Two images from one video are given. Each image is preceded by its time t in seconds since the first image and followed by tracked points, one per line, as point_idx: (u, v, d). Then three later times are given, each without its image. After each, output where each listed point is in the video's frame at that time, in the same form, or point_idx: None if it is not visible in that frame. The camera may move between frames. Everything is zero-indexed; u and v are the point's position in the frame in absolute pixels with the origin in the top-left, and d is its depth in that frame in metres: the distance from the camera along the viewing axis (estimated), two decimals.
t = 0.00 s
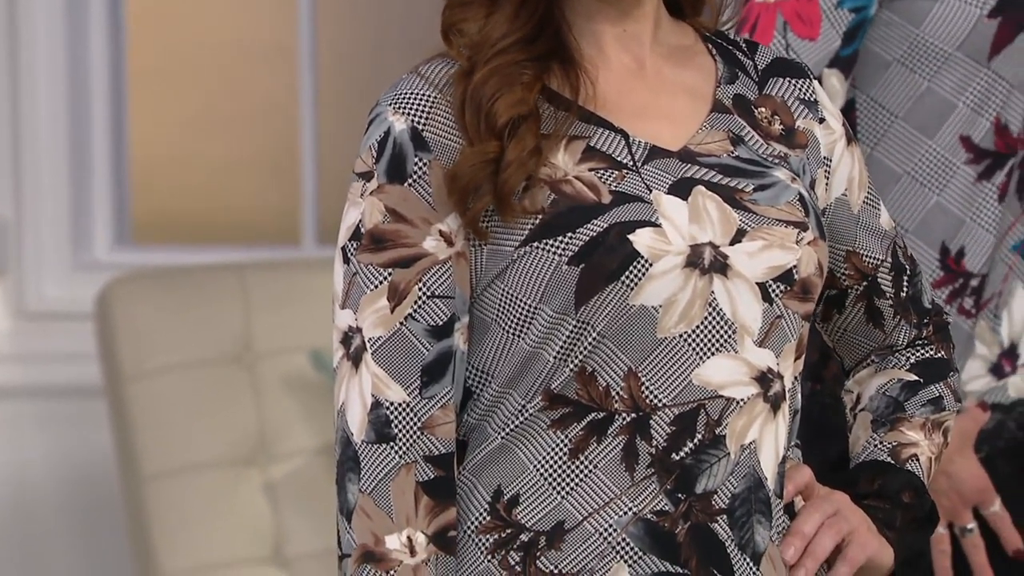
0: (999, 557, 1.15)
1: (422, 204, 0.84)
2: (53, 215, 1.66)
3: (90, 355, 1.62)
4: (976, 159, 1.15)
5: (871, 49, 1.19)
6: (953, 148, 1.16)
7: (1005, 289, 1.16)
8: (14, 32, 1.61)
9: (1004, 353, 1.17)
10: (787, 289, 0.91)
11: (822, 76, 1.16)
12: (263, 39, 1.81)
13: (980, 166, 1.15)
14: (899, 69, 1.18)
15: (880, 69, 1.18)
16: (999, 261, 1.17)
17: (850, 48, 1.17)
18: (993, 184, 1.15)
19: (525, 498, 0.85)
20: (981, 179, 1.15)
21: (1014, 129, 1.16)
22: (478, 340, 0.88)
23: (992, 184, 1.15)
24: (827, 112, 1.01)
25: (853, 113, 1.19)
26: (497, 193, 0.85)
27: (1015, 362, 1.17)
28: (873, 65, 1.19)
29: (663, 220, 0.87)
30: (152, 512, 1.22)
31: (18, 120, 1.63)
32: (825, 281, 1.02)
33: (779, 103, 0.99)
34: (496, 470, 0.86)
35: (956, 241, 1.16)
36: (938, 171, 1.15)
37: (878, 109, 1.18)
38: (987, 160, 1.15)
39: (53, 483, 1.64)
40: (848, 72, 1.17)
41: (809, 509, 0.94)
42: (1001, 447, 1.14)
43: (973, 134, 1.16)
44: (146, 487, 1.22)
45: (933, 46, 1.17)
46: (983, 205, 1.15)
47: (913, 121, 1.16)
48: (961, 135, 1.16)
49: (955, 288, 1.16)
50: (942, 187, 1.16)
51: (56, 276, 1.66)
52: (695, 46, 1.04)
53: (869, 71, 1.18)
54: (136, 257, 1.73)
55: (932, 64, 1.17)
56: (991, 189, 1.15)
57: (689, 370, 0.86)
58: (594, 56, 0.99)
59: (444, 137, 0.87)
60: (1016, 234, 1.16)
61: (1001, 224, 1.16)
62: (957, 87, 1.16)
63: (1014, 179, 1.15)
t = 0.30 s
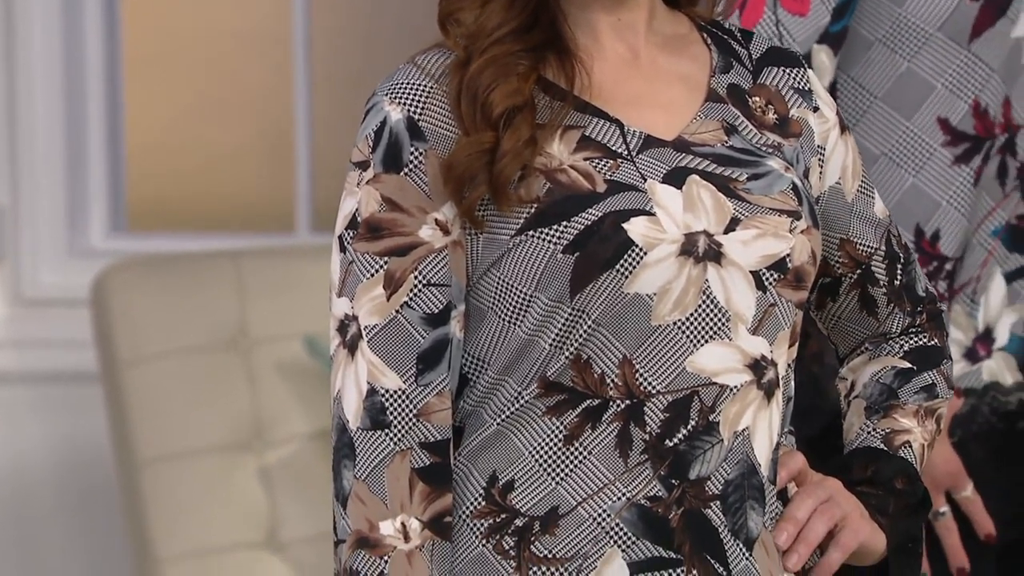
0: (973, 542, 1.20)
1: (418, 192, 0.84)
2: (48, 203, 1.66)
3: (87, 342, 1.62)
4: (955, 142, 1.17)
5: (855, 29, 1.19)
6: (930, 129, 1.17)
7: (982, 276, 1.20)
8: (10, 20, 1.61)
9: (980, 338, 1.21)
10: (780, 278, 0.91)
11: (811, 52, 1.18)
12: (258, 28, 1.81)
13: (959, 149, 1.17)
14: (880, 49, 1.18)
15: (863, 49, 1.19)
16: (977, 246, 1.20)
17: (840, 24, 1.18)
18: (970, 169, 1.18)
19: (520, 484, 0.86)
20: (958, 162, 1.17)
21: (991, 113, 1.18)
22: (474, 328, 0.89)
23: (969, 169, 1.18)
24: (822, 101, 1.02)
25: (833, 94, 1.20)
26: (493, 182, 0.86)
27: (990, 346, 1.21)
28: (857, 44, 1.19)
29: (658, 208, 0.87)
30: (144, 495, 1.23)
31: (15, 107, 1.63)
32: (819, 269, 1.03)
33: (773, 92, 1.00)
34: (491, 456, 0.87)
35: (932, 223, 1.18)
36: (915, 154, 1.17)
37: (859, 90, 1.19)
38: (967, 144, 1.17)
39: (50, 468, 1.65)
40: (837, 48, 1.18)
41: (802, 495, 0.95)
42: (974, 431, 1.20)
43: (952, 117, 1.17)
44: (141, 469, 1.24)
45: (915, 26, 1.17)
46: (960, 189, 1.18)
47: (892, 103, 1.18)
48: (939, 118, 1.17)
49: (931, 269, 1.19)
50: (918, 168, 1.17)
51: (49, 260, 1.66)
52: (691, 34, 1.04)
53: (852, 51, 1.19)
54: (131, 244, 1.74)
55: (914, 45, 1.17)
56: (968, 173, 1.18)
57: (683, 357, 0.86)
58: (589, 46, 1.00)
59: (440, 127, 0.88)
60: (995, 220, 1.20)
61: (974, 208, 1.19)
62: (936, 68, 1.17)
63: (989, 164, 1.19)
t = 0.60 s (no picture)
0: (939, 524, 1.21)
1: (410, 179, 0.85)
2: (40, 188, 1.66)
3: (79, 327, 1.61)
4: (916, 124, 1.18)
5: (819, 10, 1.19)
6: (893, 111, 1.18)
7: (952, 260, 1.19)
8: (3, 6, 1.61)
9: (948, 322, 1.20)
10: (769, 264, 0.92)
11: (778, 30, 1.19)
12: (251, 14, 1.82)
13: (920, 131, 1.18)
14: (845, 31, 1.19)
15: (828, 31, 1.19)
16: (948, 229, 1.20)
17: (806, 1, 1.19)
18: (931, 151, 1.18)
19: (512, 468, 0.87)
20: (919, 144, 1.18)
21: (954, 96, 1.18)
22: (467, 314, 0.90)
23: (930, 150, 1.18)
24: (810, 87, 1.03)
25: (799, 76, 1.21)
26: (484, 169, 0.86)
27: (961, 330, 1.20)
28: (822, 26, 1.20)
29: (648, 195, 0.88)
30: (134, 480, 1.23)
31: (7, 93, 1.63)
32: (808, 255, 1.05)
33: (762, 79, 1.01)
34: (483, 441, 0.88)
35: (895, 206, 1.19)
36: (876, 136, 1.18)
37: (825, 72, 1.20)
38: (927, 126, 1.18)
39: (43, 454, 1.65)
40: (803, 26, 1.19)
41: (791, 478, 0.96)
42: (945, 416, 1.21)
43: (913, 99, 1.18)
44: (133, 454, 1.24)
45: (879, 8, 1.18)
46: (921, 171, 1.18)
47: (856, 85, 1.19)
48: (902, 100, 1.18)
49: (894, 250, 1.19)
50: (880, 150, 1.19)
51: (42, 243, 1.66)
52: (678, 21, 1.05)
53: (817, 33, 1.20)
54: (123, 231, 1.74)
55: (876, 26, 1.18)
56: (928, 155, 1.18)
57: (674, 343, 0.87)
58: (579, 34, 1.00)
59: (432, 114, 0.88)
60: (966, 203, 1.19)
61: (940, 191, 1.19)
62: (899, 50, 1.18)
63: (953, 146, 1.18)
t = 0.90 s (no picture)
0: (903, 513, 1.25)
1: (399, 162, 0.85)
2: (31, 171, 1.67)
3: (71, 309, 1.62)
4: (880, 111, 1.27)
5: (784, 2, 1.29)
6: (854, 98, 1.27)
7: (918, 244, 1.27)
8: None
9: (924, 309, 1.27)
10: (757, 247, 0.93)
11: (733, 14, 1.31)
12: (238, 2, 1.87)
13: (881, 118, 1.27)
14: (808, 22, 1.28)
15: (794, 22, 1.28)
16: (914, 215, 1.27)
17: None
18: (893, 138, 1.26)
19: (500, 451, 0.86)
20: (881, 131, 1.26)
21: (915, 84, 1.27)
22: (456, 297, 0.89)
23: (892, 138, 1.26)
24: (796, 71, 1.04)
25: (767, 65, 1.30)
26: (473, 153, 0.87)
27: (930, 315, 1.27)
28: (788, 17, 1.29)
29: (636, 177, 0.89)
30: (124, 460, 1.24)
31: None
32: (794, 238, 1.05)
33: (748, 63, 1.01)
34: (473, 423, 0.88)
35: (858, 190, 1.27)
36: (839, 122, 1.27)
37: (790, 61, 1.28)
38: (888, 113, 1.26)
39: (33, 437, 1.65)
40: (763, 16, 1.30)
41: (778, 460, 0.96)
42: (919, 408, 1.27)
43: (875, 87, 1.27)
44: (124, 437, 1.24)
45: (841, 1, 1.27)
46: (884, 157, 1.27)
47: (819, 73, 1.27)
48: (863, 87, 1.27)
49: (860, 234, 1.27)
50: (844, 136, 1.27)
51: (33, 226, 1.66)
52: (665, 6, 1.05)
53: (783, 23, 1.29)
54: (115, 214, 1.75)
55: (837, 18, 1.27)
56: (890, 142, 1.26)
57: (662, 325, 0.88)
58: (567, 18, 1.00)
59: (421, 98, 0.88)
60: (931, 189, 1.26)
61: (904, 177, 1.27)
62: (860, 41, 1.27)
63: (916, 133, 1.26)
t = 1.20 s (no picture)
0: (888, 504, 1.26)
1: (388, 145, 0.85)
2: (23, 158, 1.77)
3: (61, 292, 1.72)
4: (836, 101, 1.18)
5: None
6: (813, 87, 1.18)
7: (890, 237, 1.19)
8: None
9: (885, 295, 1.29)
10: (748, 230, 0.93)
11: None
12: None
13: (838, 108, 1.18)
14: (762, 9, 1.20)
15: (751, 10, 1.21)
16: (884, 207, 1.18)
17: None
18: (851, 128, 1.18)
19: (491, 434, 0.86)
20: (838, 121, 1.18)
21: (874, 74, 1.18)
22: (446, 280, 0.89)
23: (850, 128, 1.18)
24: (788, 54, 1.04)
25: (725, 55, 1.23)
26: (463, 136, 0.87)
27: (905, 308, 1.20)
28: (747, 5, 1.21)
29: (627, 161, 0.89)
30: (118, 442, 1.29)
31: None
32: (786, 220, 1.05)
33: (740, 46, 1.01)
34: (463, 406, 0.87)
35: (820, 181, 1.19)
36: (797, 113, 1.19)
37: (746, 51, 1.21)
38: (845, 103, 1.17)
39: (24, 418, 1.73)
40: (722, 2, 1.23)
41: (769, 442, 0.97)
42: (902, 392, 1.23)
43: (831, 76, 1.18)
44: (115, 421, 1.29)
45: None
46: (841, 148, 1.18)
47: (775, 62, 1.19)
48: (821, 78, 1.18)
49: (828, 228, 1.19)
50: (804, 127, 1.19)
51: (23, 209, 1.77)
52: None
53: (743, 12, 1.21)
54: (103, 196, 1.87)
55: (790, 7, 1.19)
56: (848, 132, 1.18)
57: (652, 309, 0.88)
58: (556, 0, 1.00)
59: (411, 81, 0.88)
60: (900, 181, 1.18)
61: (871, 168, 1.18)
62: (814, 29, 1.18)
63: (878, 124, 1.17)
